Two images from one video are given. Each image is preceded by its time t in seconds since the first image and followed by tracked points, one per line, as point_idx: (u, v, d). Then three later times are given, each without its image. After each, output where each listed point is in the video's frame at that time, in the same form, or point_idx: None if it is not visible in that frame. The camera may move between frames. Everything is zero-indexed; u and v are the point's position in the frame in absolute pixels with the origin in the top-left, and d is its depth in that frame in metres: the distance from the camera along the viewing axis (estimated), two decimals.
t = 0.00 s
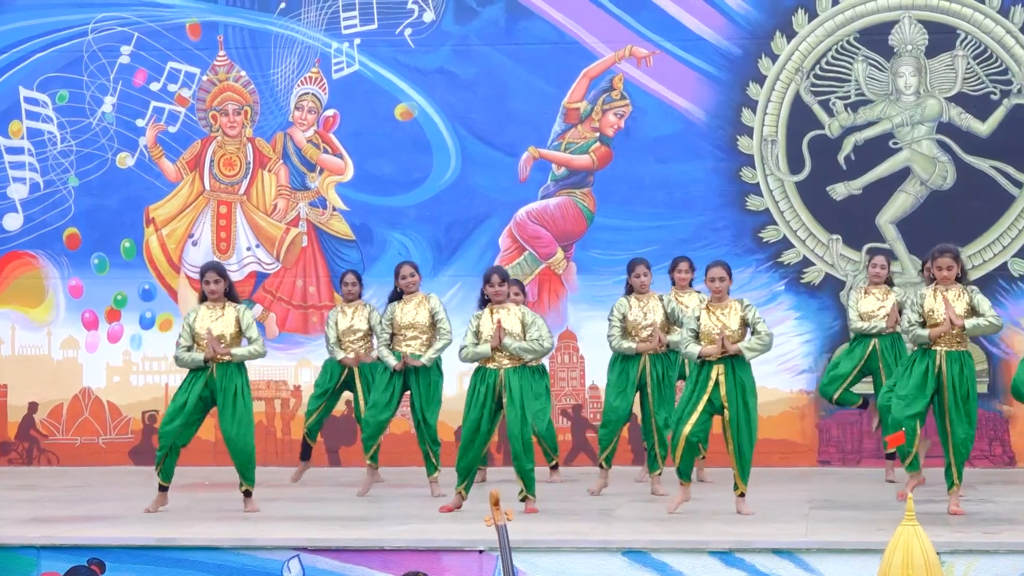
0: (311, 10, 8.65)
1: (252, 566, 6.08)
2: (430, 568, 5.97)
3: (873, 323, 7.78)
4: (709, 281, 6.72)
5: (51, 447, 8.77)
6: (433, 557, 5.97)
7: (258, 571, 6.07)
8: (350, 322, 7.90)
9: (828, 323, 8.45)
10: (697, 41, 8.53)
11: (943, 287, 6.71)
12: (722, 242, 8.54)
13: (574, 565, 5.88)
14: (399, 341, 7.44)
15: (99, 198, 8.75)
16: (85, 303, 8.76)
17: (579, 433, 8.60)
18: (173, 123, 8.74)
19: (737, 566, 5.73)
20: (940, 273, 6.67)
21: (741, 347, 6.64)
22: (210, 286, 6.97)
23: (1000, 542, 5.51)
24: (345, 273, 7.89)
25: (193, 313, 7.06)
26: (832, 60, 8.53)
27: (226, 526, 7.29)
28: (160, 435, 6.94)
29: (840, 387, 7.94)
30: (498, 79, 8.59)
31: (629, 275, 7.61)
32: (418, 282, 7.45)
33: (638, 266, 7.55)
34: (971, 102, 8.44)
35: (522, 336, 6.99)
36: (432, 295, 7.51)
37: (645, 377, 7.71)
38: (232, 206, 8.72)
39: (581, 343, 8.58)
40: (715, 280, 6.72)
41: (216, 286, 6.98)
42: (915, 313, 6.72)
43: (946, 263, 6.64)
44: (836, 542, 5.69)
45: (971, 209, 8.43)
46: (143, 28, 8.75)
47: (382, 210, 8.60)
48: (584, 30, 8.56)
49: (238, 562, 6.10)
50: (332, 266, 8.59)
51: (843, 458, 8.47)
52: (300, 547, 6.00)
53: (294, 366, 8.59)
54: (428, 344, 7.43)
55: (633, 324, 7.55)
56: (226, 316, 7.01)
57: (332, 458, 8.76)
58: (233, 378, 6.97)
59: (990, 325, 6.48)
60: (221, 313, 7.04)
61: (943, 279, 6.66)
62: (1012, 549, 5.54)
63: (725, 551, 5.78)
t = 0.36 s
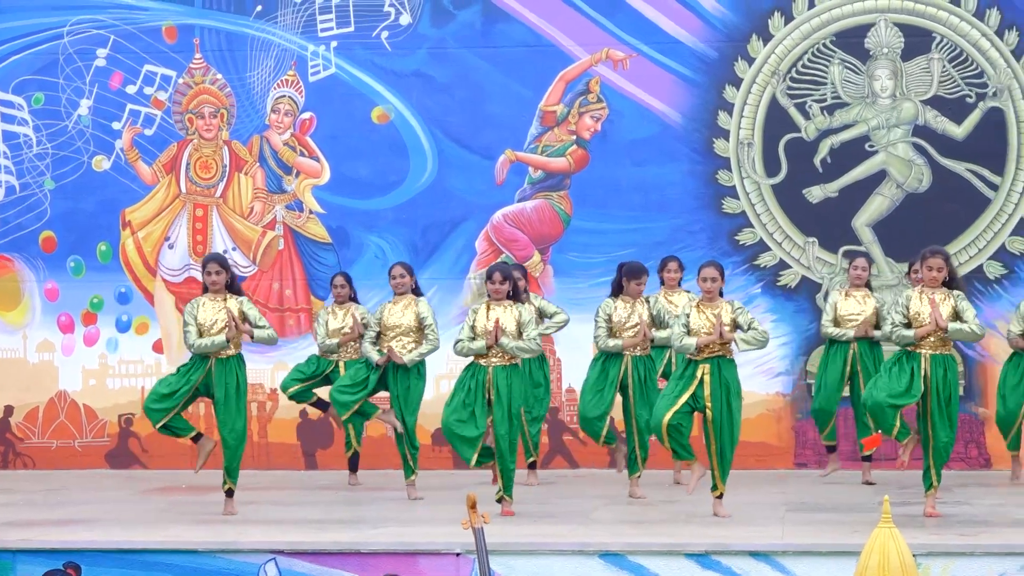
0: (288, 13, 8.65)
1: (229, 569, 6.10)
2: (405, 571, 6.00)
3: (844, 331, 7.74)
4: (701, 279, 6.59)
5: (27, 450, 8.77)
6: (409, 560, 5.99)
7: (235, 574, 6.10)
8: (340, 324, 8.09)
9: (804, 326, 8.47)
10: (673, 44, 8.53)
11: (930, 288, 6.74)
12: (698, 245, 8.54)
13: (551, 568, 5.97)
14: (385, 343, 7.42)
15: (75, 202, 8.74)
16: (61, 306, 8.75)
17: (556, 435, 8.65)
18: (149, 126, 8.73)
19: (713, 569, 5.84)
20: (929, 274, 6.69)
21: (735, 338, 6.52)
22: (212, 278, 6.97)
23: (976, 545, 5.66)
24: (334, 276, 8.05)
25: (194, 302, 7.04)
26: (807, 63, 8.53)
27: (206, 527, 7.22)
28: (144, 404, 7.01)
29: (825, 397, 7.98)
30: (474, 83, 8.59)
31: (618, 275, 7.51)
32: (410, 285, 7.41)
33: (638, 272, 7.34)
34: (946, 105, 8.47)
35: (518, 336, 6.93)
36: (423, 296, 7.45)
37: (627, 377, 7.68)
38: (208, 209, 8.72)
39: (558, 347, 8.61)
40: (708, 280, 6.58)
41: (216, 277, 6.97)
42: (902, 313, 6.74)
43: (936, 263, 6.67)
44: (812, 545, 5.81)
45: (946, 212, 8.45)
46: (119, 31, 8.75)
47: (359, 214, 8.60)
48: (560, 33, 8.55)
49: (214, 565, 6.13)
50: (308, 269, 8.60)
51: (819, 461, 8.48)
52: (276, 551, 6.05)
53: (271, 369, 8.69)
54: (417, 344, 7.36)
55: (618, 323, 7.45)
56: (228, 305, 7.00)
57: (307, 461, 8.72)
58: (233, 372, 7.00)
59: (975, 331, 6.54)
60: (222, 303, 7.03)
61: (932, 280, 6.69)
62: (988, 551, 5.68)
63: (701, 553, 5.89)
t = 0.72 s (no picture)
0: (260, 16, 8.64)
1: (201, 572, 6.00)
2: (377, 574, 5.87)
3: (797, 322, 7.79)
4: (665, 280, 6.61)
5: None
6: (382, 563, 5.86)
7: None
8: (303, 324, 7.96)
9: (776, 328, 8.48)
10: (646, 47, 8.53)
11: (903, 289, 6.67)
12: (671, 248, 8.54)
13: (523, 569, 5.84)
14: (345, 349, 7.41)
15: (46, 205, 8.73)
16: (33, 309, 8.74)
17: (528, 438, 8.65)
18: (121, 129, 8.74)
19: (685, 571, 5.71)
20: (902, 274, 6.64)
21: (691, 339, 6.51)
22: (187, 284, 6.93)
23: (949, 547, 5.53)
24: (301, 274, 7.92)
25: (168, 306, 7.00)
26: (779, 66, 8.55)
27: (179, 534, 7.22)
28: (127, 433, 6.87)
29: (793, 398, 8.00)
30: (447, 86, 8.58)
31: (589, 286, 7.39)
32: (371, 291, 7.49)
33: (606, 279, 7.24)
34: (918, 108, 8.49)
35: (487, 341, 6.89)
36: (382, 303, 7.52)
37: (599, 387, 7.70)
38: (180, 212, 8.72)
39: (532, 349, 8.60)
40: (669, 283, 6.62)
41: (191, 283, 6.92)
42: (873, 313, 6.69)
43: (909, 263, 6.62)
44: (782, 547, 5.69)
45: (918, 214, 8.47)
46: (90, 34, 8.74)
47: (331, 216, 8.60)
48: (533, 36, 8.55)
49: (186, 568, 6.03)
50: (281, 273, 8.60)
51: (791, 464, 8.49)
52: (248, 554, 5.94)
53: (243, 372, 8.66)
54: (376, 352, 7.41)
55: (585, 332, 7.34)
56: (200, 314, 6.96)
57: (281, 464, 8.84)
58: (204, 379, 6.94)
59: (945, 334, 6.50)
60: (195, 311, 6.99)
61: (905, 280, 6.63)
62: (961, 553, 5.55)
63: (673, 556, 5.76)
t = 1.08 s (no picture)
0: (229, 18, 8.64)
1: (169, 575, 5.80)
2: None
3: (758, 350, 7.79)
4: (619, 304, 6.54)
5: None
6: (353, 565, 5.68)
7: None
8: (249, 357, 7.86)
9: (747, 329, 8.49)
10: (616, 48, 8.53)
11: (865, 342, 6.51)
12: (641, 249, 8.54)
13: (493, 571, 5.64)
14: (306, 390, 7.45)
15: (15, 207, 8.72)
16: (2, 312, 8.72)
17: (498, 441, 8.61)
18: (90, 131, 8.73)
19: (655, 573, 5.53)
20: (865, 326, 6.47)
21: (643, 360, 6.41)
22: (143, 315, 6.92)
23: (918, 547, 5.40)
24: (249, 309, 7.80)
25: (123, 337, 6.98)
26: (749, 68, 8.56)
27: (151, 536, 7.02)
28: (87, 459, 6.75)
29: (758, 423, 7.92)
30: (417, 88, 8.58)
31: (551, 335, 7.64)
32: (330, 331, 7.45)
33: (564, 327, 7.53)
34: (887, 110, 8.51)
35: (443, 388, 6.54)
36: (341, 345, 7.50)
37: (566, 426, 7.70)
38: (150, 215, 8.72)
39: (502, 351, 8.56)
40: (623, 305, 6.49)
41: (147, 313, 6.92)
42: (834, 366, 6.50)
43: (872, 315, 6.47)
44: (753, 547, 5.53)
45: (886, 216, 8.50)
46: (60, 36, 8.74)
47: (301, 218, 8.60)
48: (503, 37, 8.56)
49: (156, 571, 5.82)
50: (251, 275, 8.61)
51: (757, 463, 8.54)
52: (218, 556, 5.73)
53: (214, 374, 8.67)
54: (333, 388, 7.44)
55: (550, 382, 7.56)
56: (156, 344, 6.95)
57: (252, 467, 9.00)
58: (166, 410, 6.92)
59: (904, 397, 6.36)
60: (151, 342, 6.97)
61: (867, 332, 6.47)
62: (931, 554, 5.40)
63: (643, 557, 5.59)
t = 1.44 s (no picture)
0: (203, 19, 8.66)
1: None
2: None
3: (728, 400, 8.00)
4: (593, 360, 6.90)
5: None
6: (327, 567, 5.71)
7: None
8: (218, 408, 7.99)
9: (720, 331, 8.49)
10: (590, 50, 8.54)
11: (830, 398, 6.73)
12: (615, 251, 8.54)
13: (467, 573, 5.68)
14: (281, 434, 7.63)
15: None
16: None
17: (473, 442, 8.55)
18: (64, 132, 8.74)
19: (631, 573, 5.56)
20: (829, 382, 6.70)
21: (617, 419, 6.76)
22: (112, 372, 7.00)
23: (894, 549, 5.45)
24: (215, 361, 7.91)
25: (90, 393, 7.06)
26: (723, 69, 8.58)
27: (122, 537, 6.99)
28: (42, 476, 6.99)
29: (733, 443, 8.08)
30: (391, 90, 8.59)
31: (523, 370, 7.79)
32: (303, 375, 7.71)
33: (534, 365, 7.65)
34: (861, 111, 8.53)
35: (416, 441, 6.90)
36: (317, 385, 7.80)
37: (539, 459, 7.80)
38: (124, 216, 8.71)
39: (477, 352, 8.55)
40: (597, 362, 6.81)
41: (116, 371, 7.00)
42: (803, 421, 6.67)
43: (835, 371, 6.69)
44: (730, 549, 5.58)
45: (860, 217, 8.51)
46: (33, 37, 8.74)
47: (276, 220, 8.59)
48: (478, 39, 8.58)
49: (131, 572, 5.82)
50: (225, 277, 8.61)
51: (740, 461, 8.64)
52: (194, 558, 5.74)
53: (187, 376, 8.61)
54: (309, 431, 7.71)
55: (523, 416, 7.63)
56: (126, 397, 7.07)
57: (225, 469, 9.06)
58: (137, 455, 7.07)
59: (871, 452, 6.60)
60: (120, 394, 7.09)
61: (831, 388, 6.69)
62: (906, 555, 5.45)
63: (620, 559, 5.63)
